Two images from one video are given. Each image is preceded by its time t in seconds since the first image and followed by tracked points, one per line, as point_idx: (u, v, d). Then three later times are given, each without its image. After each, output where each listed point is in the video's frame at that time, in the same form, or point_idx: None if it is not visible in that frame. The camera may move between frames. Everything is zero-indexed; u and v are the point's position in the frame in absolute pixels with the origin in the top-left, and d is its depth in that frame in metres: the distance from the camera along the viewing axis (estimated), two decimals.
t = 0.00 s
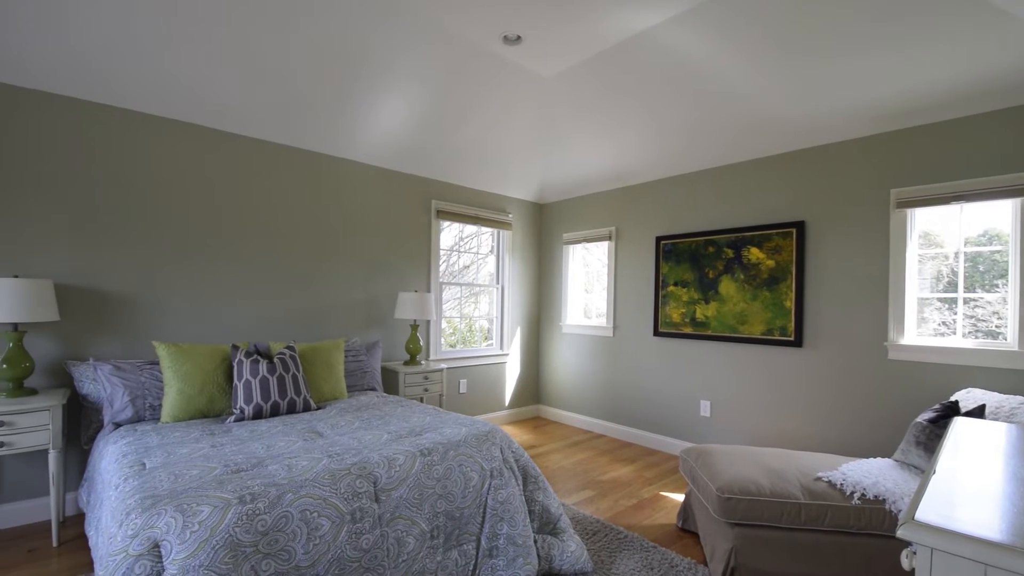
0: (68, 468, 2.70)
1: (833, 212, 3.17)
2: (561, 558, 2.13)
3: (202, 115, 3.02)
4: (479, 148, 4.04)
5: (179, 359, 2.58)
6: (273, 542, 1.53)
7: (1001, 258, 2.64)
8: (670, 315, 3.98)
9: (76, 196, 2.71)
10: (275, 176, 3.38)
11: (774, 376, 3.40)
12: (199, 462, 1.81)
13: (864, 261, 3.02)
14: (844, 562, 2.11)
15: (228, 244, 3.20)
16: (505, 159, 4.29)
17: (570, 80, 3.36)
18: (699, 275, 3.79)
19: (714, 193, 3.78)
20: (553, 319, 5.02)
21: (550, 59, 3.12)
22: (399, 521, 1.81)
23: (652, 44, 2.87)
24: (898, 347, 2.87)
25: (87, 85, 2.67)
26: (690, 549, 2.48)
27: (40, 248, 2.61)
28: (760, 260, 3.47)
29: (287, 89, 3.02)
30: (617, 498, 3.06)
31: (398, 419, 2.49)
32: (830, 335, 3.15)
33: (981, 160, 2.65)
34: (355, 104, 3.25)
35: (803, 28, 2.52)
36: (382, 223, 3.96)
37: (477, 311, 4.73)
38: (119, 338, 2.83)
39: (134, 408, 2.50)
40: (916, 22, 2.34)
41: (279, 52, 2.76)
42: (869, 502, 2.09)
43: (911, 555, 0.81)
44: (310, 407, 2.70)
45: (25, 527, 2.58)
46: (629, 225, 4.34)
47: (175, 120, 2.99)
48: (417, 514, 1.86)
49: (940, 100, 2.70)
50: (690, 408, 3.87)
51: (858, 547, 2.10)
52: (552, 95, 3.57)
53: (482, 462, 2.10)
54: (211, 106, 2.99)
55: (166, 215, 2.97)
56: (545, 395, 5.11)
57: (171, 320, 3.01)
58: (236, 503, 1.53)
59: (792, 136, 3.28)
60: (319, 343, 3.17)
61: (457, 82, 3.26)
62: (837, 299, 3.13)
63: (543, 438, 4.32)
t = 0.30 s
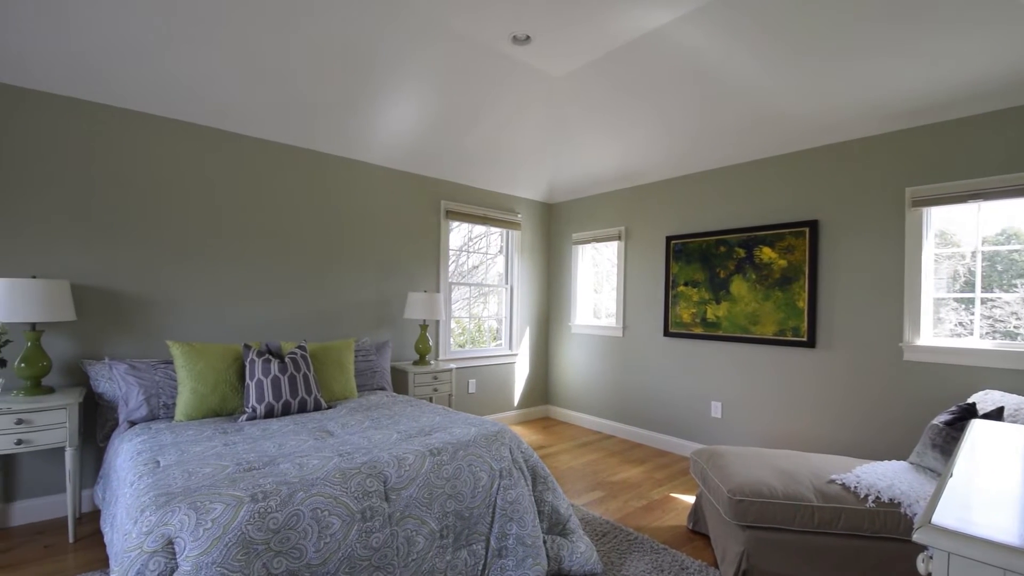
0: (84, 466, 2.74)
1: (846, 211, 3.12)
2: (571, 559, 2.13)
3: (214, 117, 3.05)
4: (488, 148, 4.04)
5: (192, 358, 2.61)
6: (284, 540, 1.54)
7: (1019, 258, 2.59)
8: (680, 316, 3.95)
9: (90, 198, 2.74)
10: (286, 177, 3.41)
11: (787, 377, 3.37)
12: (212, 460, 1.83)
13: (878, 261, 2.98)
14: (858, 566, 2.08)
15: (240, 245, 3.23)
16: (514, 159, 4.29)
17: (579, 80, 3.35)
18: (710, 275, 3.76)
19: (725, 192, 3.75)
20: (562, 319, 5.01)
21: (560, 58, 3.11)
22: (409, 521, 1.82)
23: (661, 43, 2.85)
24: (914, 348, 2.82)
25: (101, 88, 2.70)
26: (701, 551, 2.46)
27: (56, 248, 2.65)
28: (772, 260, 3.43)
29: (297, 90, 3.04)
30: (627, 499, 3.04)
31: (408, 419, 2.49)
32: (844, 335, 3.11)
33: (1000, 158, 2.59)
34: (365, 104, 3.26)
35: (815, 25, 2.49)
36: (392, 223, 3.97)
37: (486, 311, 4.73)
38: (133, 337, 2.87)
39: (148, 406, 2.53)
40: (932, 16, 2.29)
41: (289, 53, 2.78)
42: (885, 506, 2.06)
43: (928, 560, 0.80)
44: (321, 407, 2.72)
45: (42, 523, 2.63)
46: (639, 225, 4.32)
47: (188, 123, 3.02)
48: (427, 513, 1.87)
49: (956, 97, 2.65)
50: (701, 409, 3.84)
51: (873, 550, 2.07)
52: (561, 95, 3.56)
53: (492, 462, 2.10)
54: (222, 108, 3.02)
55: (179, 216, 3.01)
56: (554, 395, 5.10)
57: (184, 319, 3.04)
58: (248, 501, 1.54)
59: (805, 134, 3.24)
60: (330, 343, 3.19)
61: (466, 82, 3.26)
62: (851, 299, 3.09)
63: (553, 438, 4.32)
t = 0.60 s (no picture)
0: (100, 463, 2.79)
1: (861, 210, 3.08)
2: (580, 560, 2.12)
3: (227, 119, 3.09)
4: (498, 148, 4.05)
5: (206, 357, 2.64)
6: (296, 538, 1.55)
7: None
8: (691, 316, 3.92)
9: (107, 199, 2.80)
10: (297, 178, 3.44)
11: (800, 378, 3.33)
12: (226, 458, 1.85)
13: (894, 261, 2.94)
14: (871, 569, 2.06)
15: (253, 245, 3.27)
16: (524, 159, 4.29)
17: (589, 79, 3.34)
18: (722, 274, 3.73)
19: (737, 191, 3.71)
20: (572, 319, 5.00)
21: (569, 58, 3.10)
22: (419, 520, 1.82)
23: (671, 42, 2.83)
24: (931, 349, 2.77)
25: (116, 92, 2.75)
26: (712, 554, 2.44)
27: (74, 249, 2.71)
28: (785, 259, 3.39)
29: (309, 92, 3.07)
30: (638, 501, 3.02)
31: (417, 418, 2.50)
32: (859, 336, 3.07)
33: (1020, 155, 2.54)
34: (376, 105, 3.28)
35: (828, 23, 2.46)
36: (401, 224, 3.99)
37: (495, 311, 4.74)
38: (148, 337, 2.92)
39: (163, 404, 2.56)
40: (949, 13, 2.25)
41: (299, 56, 2.80)
42: (900, 509, 2.03)
43: (945, 565, 0.78)
44: (332, 406, 2.74)
45: (61, 519, 2.68)
46: (650, 224, 4.30)
47: (201, 125, 3.08)
48: (437, 513, 1.87)
49: (975, 94, 2.60)
50: (712, 410, 3.81)
51: (888, 554, 2.05)
52: (571, 95, 3.55)
53: (501, 462, 2.10)
54: (234, 110, 3.06)
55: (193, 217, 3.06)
56: (564, 396, 5.09)
57: (198, 319, 3.09)
58: (261, 499, 1.56)
59: (818, 133, 3.20)
60: (341, 343, 3.22)
61: (476, 83, 3.26)
62: (866, 299, 3.05)
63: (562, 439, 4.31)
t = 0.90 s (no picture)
0: (116, 460, 2.83)
1: (876, 209, 3.04)
2: (591, 561, 2.11)
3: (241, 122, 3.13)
4: (508, 149, 4.05)
5: (220, 357, 2.67)
6: (308, 536, 1.57)
7: None
8: (703, 316, 3.89)
9: (123, 201, 2.85)
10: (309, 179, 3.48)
11: (814, 379, 3.28)
12: (239, 457, 1.87)
13: (910, 261, 2.89)
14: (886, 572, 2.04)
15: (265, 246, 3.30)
16: (533, 159, 4.28)
17: (599, 79, 3.33)
18: (734, 274, 3.70)
19: (749, 190, 3.68)
20: (582, 319, 4.99)
21: (579, 58, 3.09)
22: (430, 519, 1.82)
23: (682, 41, 2.81)
24: (949, 350, 2.72)
25: (130, 96, 2.79)
26: (724, 556, 2.42)
27: (92, 250, 2.76)
28: (799, 259, 3.35)
29: (320, 95, 3.09)
30: (648, 502, 3.01)
31: (428, 418, 2.51)
32: (874, 337, 3.03)
33: None
34: (387, 106, 3.29)
35: (842, 20, 2.43)
36: (411, 224, 4.01)
37: (505, 311, 4.73)
38: (163, 336, 2.96)
39: (177, 403, 2.60)
40: (967, 8, 2.21)
41: (310, 58, 2.82)
42: (917, 513, 2.00)
43: (963, 570, 0.77)
44: (343, 405, 2.76)
45: (78, 515, 2.72)
46: (660, 224, 4.27)
47: (214, 127, 3.12)
48: (447, 513, 1.87)
49: (994, 91, 2.55)
50: (724, 411, 3.78)
51: (903, 559, 2.02)
52: (582, 94, 3.54)
53: (511, 462, 2.09)
54: (246, 112, 3.09)
55: (207, 219, 3.10)
56: (573, 396, 5.07)
57: (212, 319, 3.12)
58: (273, 497, 1.57)
59: (832, 131, 3.16)
60: (352, 343, 3.24)
61: (486, 83, 3.27)
62: (881, 300, 3.01)
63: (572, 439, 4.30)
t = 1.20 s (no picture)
0: (132, 458, 2.87)
1: (892, 208, 2.99)
2: (601, 562, 2.10)
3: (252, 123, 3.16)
4: (518, 149, 4.05)
5: (232, 356, 2.70)
6: (320, 534, 1.57)
7: None
8: (714, 317, 3.86)
9: (138, 202, 2.89)
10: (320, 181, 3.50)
11: (828, 381, 3.24)
12: (251, 455, 1.89)
13: (926, 261, 2.85)
14: None
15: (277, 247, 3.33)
16: (543, 159, 4.27)
17: (609, 79, 3.31)
18: (746, 274, 3.66)
19: (761, 189, 3.64)
20: (591, 320, 4.97)
21: (590, 57, 3.08)
22: (439, 519, 1.83)
23: (693, 40, 2.79)
24: (967, 351, 2.68)
25: (150, 100, 2.85)
26: (736, 559, 2.39)
27: (108, 251, 2.80)
28: (812, 258, 3.31)
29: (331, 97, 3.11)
30: (659, 504, 2.99)
31: (437, 418, 2.51)
32: (889, 338, 2.98)
33: None
34: (397, 107, 3.31)
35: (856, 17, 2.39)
36: (421, 225, 4.02)
37: (514, 311, 4.73)
38: (177, 336, 3.00)
39: (192, 402, 2.63)
40: (987, 3, 2.16)
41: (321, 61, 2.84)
42: (934, 517, 1.97)
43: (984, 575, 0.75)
44: (354, 405, 2.78)
45: (94, 512, 2.77)
46: (671, 224, 4.24)
47: (227, 129, 3.16)
48: (457, 512, 1.87)
49: (1014, 87, 2.50)
50: (736, 413, 3.74)
51: (920, 563, 1.99)
52: (592, 95, 3.53)
53: (521, 462, 2.09)
54: (259, 114, 3.12)
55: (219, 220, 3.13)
56: (583, 396, 5.06)
57: (225, 319, 3.16)
58: (285, 495, 1.58)
59: (846, 129, 3.12)
60: (362, 343, 3.25)
61: (495, 83, 3.27)
62: (897, 300, 2.96)
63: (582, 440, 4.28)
